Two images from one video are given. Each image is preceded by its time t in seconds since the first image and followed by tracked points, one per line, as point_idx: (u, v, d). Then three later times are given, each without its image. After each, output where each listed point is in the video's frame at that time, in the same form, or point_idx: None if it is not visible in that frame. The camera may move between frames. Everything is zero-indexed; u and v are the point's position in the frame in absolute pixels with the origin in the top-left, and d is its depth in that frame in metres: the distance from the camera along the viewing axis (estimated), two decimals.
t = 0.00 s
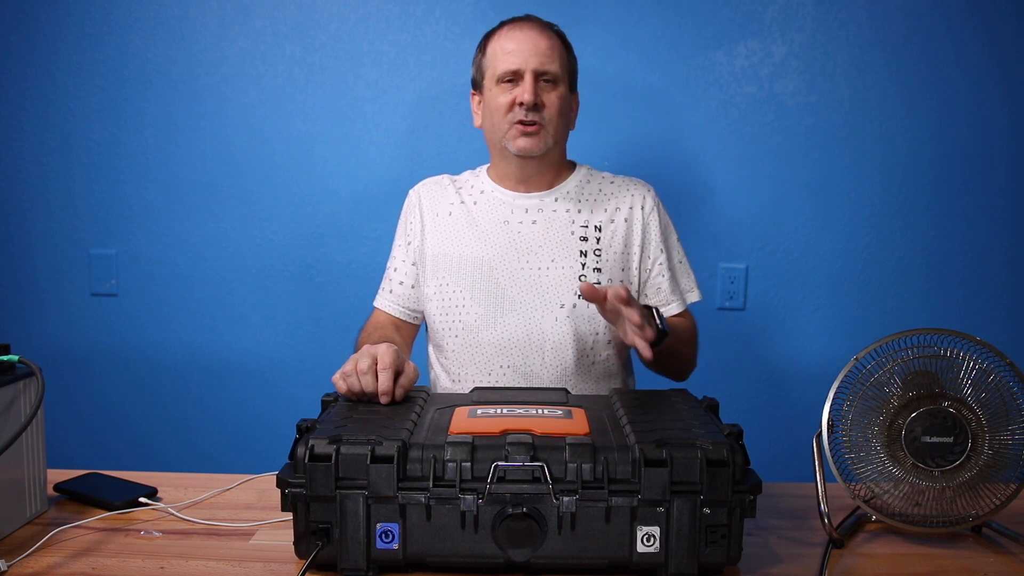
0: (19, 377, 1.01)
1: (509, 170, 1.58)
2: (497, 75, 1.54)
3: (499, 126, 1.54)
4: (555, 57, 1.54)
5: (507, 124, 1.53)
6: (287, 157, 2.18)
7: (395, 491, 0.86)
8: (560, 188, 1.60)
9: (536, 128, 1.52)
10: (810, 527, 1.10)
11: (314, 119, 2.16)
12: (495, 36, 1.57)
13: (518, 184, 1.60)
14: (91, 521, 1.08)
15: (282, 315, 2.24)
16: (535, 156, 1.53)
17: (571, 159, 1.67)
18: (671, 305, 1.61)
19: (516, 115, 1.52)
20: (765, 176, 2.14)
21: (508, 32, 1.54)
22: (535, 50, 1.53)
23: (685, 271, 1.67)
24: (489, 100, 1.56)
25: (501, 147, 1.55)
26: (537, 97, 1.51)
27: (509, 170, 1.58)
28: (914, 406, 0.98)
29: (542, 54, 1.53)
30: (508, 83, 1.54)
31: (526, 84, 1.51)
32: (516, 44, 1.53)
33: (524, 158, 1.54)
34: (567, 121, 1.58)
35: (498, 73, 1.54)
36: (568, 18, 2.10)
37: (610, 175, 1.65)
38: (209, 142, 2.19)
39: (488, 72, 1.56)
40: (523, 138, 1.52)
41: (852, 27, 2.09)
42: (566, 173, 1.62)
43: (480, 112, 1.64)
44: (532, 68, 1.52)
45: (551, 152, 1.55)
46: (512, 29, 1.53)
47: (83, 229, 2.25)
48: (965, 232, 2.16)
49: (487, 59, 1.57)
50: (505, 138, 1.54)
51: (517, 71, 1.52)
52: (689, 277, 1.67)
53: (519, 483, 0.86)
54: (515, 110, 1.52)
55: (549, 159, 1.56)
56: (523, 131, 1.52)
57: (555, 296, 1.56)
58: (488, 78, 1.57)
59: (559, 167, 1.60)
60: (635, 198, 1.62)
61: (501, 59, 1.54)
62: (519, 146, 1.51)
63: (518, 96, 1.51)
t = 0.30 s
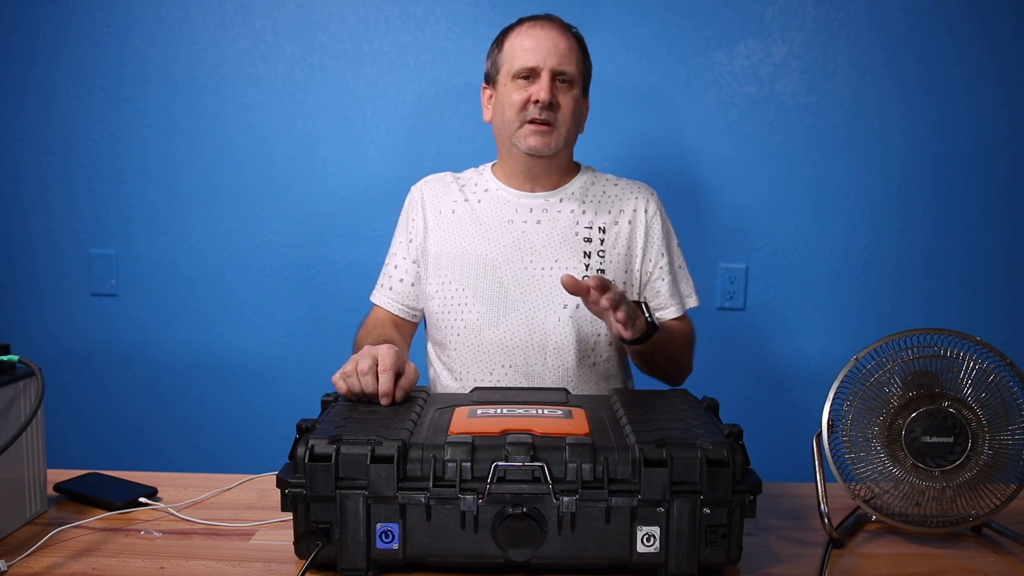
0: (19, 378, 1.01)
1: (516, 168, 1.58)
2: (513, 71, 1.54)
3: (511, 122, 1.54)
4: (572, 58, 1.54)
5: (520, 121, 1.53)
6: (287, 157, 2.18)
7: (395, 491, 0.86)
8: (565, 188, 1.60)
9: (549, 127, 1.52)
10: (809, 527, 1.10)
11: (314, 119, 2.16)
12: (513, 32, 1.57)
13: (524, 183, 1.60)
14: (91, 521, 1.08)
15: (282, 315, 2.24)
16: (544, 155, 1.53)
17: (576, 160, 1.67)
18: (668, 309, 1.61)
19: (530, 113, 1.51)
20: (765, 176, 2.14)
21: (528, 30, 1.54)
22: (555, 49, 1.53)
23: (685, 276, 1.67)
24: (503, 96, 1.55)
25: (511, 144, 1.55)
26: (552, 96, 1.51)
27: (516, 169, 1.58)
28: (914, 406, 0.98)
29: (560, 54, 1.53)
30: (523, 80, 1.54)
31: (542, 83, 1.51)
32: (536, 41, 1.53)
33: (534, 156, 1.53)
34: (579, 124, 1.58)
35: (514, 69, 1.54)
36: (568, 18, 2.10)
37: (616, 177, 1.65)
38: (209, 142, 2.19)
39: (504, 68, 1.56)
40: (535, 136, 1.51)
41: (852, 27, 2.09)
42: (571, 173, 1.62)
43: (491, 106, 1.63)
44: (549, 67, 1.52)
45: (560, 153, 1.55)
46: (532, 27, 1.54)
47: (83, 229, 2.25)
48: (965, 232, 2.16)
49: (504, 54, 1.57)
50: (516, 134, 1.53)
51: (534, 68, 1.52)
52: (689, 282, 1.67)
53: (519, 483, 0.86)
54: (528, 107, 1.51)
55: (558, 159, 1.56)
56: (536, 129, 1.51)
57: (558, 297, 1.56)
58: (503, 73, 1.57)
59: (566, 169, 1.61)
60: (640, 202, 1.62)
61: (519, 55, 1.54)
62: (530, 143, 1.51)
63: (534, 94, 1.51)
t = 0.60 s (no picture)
0: (19, 378, 1.01)
1: (520, 169, 1.58)
2: (522, 71, 1.54)
3: (517, 121, 1.54)
4: (581, 60, 1.54)
5: (526, 122, 1.52)
6: (287, 157, 2.18)
7: (395, 491, 0.86)
8: (567, 189, 1.60)
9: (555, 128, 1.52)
10: (809, 527, 1.10)
11: (314, 119, 2.16)
12: (522, 31, 1.57)
13: (526, 183, 1.60)
14: (91, 521, 1.08)
15: (282, 315, 2.24)
16: (549, 156, 1.53)
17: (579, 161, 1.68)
18: (668, 301, 1.58)
19: (536, 113, 1.51)
20: (765, 176, 2.14)
21: (538, 30, 1.54)
22: (564, 51, 1.53)
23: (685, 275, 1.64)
24: (510, 95, 1.55)
25: (517, 144, 1.54)
26: (560, 98, 1.51)
27: (520, 169, 1.58)
28: (914, 406, 0.98)
29: (569, 56, 1.53)
30: (531, 81, 1.54)
31: (550, 84, 1.51)
32: (545, 42, 1.53)
33: (538, 156, 1.53)
34: (584, 126, 1.59)
35: (523, 70, 1.54)
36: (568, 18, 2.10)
37: (617, 178, 1.66)
38: (209, 142, 2.19)
39: (512, 67, 1.56)
40: (540, 137, 1.51)
41: (852, 27, 2.09)
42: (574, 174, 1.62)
43: (496, 104, 1.63)
44: (558, 68, 1.52)
45: (564, 155, 1.55)
46: (542, 28, 1.54)
47: (83, 229, 2.25)
48: (965, 232, 2.16)
49: (512, 54, 1.56)
50: (522, 134, 1.53)
51: (543, 69, 1.53)
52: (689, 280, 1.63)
53: (520, 483, 0.86)
54: (535, 107, 1.51)
55: (562, 161, 1.56)
56: (542, 129, 1.51)
57: (558, 296, 1.56)
58: (510, 73, 1.57)
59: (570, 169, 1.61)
60: (640, 201, 1.63)
61: (528, 55, 1.54)
62: (535, 143, 1.51)
63: (541, 95, 1.51)
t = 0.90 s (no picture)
0: (19, 378, 1.01)
1: (518, 170, 1.58)
2: (514, 70, 1.54)
3: (511, 121, 1.54)
4: (571, 56, 1.54)
5: (519, 121, 1.52)
6: (288, 157, 2.18)
7: (395, 491, 0.86)
8: (567, 189, 1.60)
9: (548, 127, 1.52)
10: (809, 527, 1.10)
11: (314, 119, 2.16)
12: (514, 32, 1.57)
13: (525, 184, 1.60)
14: (91, 521, 1.08)
15: (282, 315, 2.24)
16: (544, 156, 1.52)
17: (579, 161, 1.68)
18: (669, 313, 1.59)
19: (529, 111, 1.51)
20: (765, 176, 2.14)
21: (528, 30, 1.55)
22: (554, 48, 1.53)
23: (688, 280, 1.66)
24: (504, 95, 1.56)
25: (512, 146, 1.55)
26: (550, 95, 1.51)
27: (519, 169, 1.58)
28: (914, 406, 0.98)
29: (559, 52, 1.53)
30: (522, 80, 1.54)
31: (539, 81, 1.51)
32: (535, 40, 1.53)
33: (533, 158, 1.53)
34: (580, 123, 1.58)
35: (514, 69, 1.54)
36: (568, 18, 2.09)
37: (619, 180, 1.66)
38: (209, 142, 2.19)
39: (505, 67, 1.56)
40: (535, 137, 1.51)
41: (852, 27, 2.09)
42: (574, 175, 1.62)
43: (494, 106, 1.64)
44: (548, 65, 1.52)
45: (560, 153, 1.54)
46: (532, 26, 1.54)
47: (83, 229, 2.25)
48: (965, 232, 2.16)
49: (505, 55, 1.57)
50: (516, 136, 1.53)
51: (533, 66, 1.53)
52: (693, 286, 1.65)
53: (520, 483, 0.86)
54: (527, 106, 1.51)
55: (558, 160, 1.55)
56: (535, 130, 1.51)
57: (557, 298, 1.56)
58: (504, 73, 1.57)
59: (571, 169, 1.61)
60: (642, 204, 1.62)
61: (519, 54, 1.54)
62: (529, 142, 1.51)
63: (532, 93, 1.51)
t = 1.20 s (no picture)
0: (19, 378, 1.01)
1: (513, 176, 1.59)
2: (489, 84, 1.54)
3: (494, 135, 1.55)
4: (537, 61, 1.50)
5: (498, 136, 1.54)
6: (288, 158, 2.18)
7: (395, 491, 0.86)
8: (572, 190, 1.60)
9: (523, 138, 1.51)
10: (809, 527, 1.10)
11: (315, 120, 2.16)
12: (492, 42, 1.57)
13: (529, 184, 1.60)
14: (91, 521, 1.08)
15: (282, 315, 2.24)
16: (525, 166, 1.52)
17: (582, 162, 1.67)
18: (676, 317, 1.64)
19: (501, 127, 1.52)
20: (765, 176, 2.14)
21: (499, 39, 1.53)
22: (519, 57, 1.50)
23: (689, 284, 1.69)
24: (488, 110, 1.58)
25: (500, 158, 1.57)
26: (516, 107, 1.50)
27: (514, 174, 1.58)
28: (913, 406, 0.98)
29: (523, 61, 1.50)
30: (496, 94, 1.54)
31: (506, 95, 1.51)
32: (503, 51, 1.52)
33: (518, 169, 1.54)
34: (563, 124, 1.55)
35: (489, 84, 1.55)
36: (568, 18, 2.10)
37: (625, 183, 1.66)
38: (209, 142, 2.19)
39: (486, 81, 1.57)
40: (510, 151, 1.52)
41: (852, 26, 2.09)
42: (577, 176, 1.62)
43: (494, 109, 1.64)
44: (513, 77, 1.50)
45: (542, 160, 1.53)
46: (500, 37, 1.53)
47: (83, 229, 2.25)
48: (965, 232, 2.16)
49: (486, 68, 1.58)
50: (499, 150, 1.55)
51: (501, 79, 1.52)
52: (694, 289, 1.69)
53: (519, 484, 0.86)
54: (499, 122, 1.52)
55: (543, 166, 1.55)
56: (511, 143, 1.52)
57: (562, 299, 1.56)
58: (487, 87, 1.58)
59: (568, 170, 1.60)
60: (649, 208, 1.63)
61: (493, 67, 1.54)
62: (506, 157, 1.52)
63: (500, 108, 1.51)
